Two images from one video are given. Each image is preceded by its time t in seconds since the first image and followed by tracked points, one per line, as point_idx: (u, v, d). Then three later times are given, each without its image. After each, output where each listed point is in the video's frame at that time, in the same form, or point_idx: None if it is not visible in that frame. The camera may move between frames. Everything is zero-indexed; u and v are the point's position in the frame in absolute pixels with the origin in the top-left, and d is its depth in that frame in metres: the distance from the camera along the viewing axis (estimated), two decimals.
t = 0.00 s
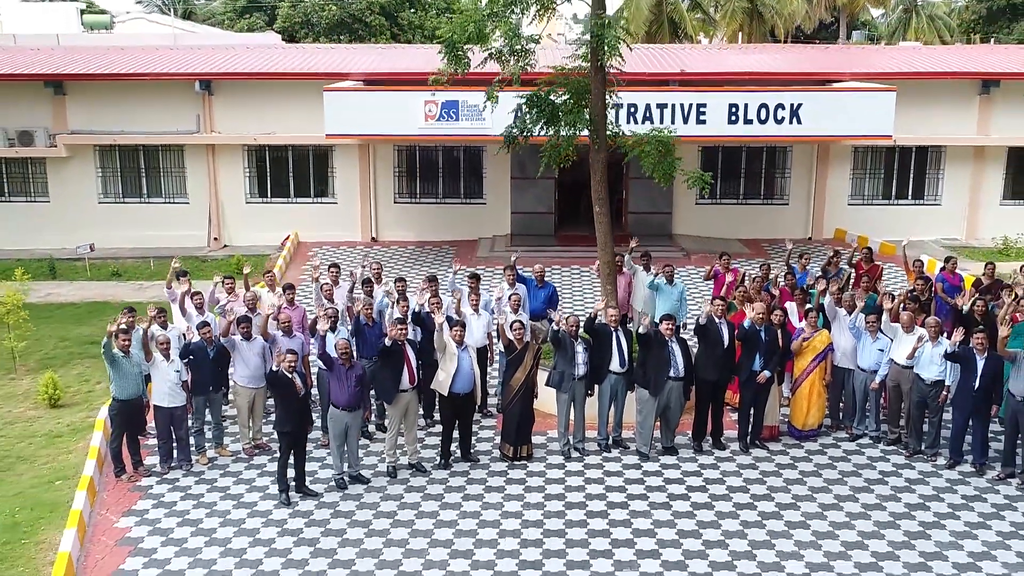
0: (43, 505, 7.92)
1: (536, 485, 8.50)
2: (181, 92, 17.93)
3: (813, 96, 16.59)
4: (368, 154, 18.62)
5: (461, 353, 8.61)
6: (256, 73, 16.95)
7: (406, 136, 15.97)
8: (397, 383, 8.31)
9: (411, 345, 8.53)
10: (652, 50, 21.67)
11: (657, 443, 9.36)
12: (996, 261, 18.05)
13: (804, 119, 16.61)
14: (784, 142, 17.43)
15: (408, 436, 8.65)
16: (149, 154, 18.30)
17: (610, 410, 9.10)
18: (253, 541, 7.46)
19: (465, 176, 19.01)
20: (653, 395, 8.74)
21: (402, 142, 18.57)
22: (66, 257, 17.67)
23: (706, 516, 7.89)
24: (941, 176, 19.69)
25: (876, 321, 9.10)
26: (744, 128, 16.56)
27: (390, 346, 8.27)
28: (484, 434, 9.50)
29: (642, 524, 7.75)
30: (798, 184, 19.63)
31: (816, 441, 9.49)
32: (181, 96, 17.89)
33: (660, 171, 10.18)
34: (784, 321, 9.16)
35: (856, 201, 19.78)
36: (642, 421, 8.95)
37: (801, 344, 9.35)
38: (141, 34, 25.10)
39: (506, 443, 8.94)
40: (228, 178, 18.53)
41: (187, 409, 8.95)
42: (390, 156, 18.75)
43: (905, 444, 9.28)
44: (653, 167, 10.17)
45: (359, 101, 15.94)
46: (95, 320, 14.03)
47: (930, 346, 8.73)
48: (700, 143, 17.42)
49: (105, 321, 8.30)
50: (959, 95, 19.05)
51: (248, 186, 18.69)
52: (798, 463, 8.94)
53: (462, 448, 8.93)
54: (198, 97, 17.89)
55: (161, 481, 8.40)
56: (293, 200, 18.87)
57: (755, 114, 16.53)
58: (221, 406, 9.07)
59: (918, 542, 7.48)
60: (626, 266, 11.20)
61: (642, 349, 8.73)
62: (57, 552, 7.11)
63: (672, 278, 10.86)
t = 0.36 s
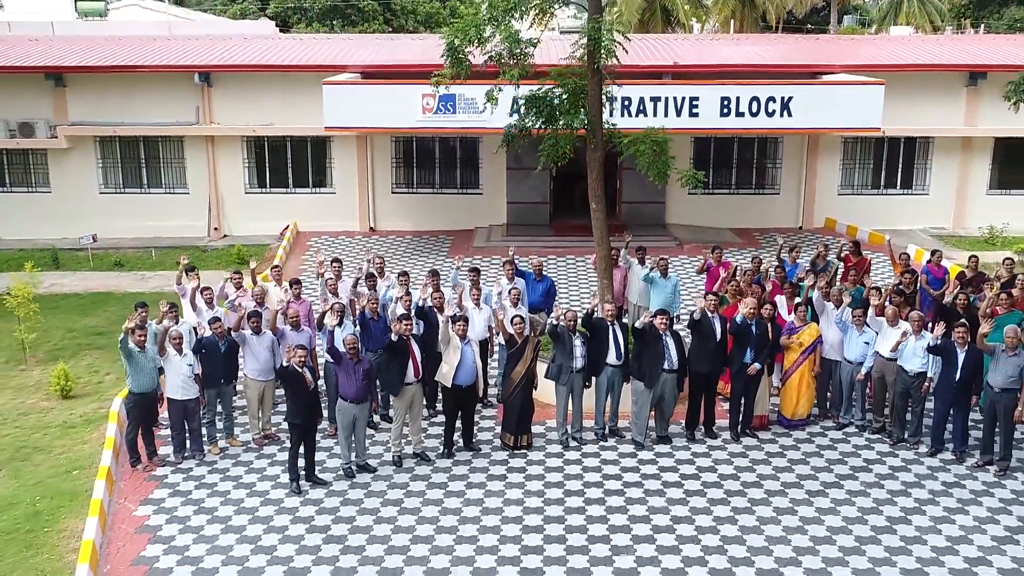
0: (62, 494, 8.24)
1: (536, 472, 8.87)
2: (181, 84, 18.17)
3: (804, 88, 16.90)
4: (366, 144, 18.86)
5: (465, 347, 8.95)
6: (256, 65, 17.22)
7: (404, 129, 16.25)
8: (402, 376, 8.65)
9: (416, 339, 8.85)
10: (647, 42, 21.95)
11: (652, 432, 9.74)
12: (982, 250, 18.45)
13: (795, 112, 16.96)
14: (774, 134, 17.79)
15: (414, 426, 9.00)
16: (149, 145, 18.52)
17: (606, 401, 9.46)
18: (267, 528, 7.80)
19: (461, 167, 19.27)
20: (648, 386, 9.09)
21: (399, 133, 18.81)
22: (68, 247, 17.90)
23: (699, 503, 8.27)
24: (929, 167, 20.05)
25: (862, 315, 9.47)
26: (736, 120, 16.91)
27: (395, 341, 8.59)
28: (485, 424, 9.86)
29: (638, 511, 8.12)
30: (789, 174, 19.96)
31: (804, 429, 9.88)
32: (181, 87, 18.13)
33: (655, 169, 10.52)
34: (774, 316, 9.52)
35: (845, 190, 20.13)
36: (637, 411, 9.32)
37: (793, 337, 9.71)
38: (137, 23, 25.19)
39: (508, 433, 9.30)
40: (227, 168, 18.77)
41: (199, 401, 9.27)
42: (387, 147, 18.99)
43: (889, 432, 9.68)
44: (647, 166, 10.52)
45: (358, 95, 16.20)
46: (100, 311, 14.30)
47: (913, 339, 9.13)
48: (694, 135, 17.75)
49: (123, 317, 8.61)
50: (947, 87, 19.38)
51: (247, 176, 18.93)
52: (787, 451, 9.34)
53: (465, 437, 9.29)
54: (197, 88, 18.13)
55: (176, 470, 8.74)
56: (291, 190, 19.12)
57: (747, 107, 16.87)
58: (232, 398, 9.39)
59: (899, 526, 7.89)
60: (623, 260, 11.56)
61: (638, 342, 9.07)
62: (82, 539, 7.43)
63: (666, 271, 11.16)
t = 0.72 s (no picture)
0: (69, 481, 8.60)
1: (523, 457, 9.32)
2: (166, 74, 18.36)
3: (779, 80, 17.35)
4: (350, 133, 19.10)
5: (455, 339, 9.35)
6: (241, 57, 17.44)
7: (389, 120, 16.56)
8: (395, 366, 9.05)
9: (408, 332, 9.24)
10: (627, 31, 22.32)
11: (633, 417, 10.21)
12: (950, 236, 19.03)
13: (770, 103, 17.41)
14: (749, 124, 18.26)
15: (405, 414, 9.42)
16: (135, 135, 18.71)
17: (589, 388, 9.91)
18: (269, 512, 8.20)
19: (444, 155, 19.57)
20: (629, 374, 9.55)
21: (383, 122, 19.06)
22: (56, 238, 18.10)
23: (678, 485, 8.77)
24: (900, 154, 20.59)
25: (831, 305, 9.96)
26: (713, 111, 17.35)
27: (388, 334, 8.98)
28: (473, 412, 10.29)
29: (620, 493, 8.61)
30: (764, 162, 20.45)
31: (777, 413, 10.39)
32: (165, 76, 18.36)
33: (635, 165, 10.95)
34: (748, 306, 9.99)
35: (819, 178, 20.65)
36: (619, 397, 9.78)
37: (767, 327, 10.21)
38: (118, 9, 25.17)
39: (495, 419, 9.74)
40: (213, 157, 18.97)
41: (199, 392, 9.62)
42: (371, 136, 19.23)
43: (856, 416, 10.22)
44: (627, 162, 10.96)
45: (343, 87, 16.47)
46: (91, 301, 14.55)
47: (879, 328, 9.63)
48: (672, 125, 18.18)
49: (124, 312, 8.92)
50: (917, 77, 19.91)
51: (232, 165, 19.13)
52: (760, 435, 9.85)
53: (454, 424, 9.71)
54: (183, 79, 18.33)
55: (177, 458, 9.10)
56: (276, 179, 19.34)
57: (723, 99, 17.30)
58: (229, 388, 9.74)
59: (864, 505, 8.45)
60: (604, 251, 11.99)
61: (619, 332, 9.52)
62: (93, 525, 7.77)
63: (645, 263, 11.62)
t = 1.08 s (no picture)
0: (80, 468, 8.99)
1: (514, 442, 9.81)
2: (155, 66, 18.59)
3: (757, 72, 17.81)
4: (338, 124, 19.38)
5: (448, 330, 9.78)
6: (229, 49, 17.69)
7: (376, 113, 16.89)
8: (392, 357, 9.48)
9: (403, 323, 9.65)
10: (609, 21, 22.69)
11: (618, 403, 10.71)
12: (923, 223, 19.61)
13: (748, 95, 17.87)
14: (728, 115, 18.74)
15: (401, 402, 9.86)
16: (124, 126, 18.93)
17: (576, 375, 10.40)
18: (274, 497, 8.64)
19: (430, 145, 19.89)
20: (614, 362, 10.04)
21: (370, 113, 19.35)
22: (47, 228, 18.35)
23: (660, 467, 9.30)
24: (875, 143, 21.14)
25: (805, 295, 10.46)
26: (693, 103, 17.81)
27: (384, 326, 9.40)
28: (465, 399, 10.75)
29: (606, 475, 9.12)
30: (744, 151, 20.95)
31: (754, 399, 10.93)
32: (156, 68, 18.61)
33: (618, 161, 11.40)
34: (727, 297, 10.48)
35: (797, 167, 21.17)
36: (604, 384, 10.27)
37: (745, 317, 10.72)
38: None
39: (487, 407, 10.21)
40: (202, 149, 19.22)
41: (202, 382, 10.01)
42: (358, 127, 19.52)
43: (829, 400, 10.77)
44: (611, 158, 11.39)
45: (332, 80, 16.76)
46: (86, 291, 14.85)
47: (850, 318, 10.14)
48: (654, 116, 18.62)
49: (129, 306, 9.26)
50: (891, 68, 20.43)
51: (221, 156, 19.38)
52: (738, 419, 10.38)
53: (448, 411, 10.17)
54: (171, 71, 18.56)
55: (183, 445, 9.51)
56: (265, 169, 19.61)
57: (703, 91, 17.76)
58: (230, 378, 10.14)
59: (835, 485, 9.02)
60: (589, 243, 12.44)
61: (604, 323, 9.98)
62: (107, 511, 8.17)
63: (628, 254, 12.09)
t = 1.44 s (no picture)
0: (95, 463, 9.40)
1: (510, 436, 10.30)
2: (150, 68, 18.92)
3: (740, 75, 18.32)
4: (331, 125, 19.74)
5: (446, 329, 10.22)
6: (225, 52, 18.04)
7: (370, 114, 17.28)
8: (393, 356, 9.93)
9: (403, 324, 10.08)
10: (595, 23, 23.14)
11: (608, 398, 11.22)
12: (901, 221, 20.17)
13: (732, 97, 18.38)
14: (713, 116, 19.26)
15: (401, 398, 10.32)
16: (121, 128, 19.26)
17: (568, 372, 10.89)
18: (283, 489, 9.08)
19: (421, 145, 20.27)
20: (605, 359, 10.53)
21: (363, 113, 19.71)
22: (46, 228, 18.67)
23: (649, 459, 9.81)
24: (856, 142, 21.71)
25: (785, 294, 10.96)
26: (679, 105, 18.30)
27: (385, 327, 9.84)
28: (462, 395, 11.22)
29: (598, 467, 9.62)
30: (727, 150, 21.48)
31: (739, 393, 11.45)
32: (153, 71, 18.93)
33: (608, 166, 11.86)
34: (711, 295, 10.98)
35: (779, 166, 21.72)
36: (595, 380, 10.77)
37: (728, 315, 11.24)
38: None
39: (483, 402, 10.69)
40: (197, 150, 19.55)
41: (210, 379, 10.42)
42: (351, 128, 19.87)
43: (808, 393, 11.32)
44: (601, 162, 11.86)
45: (326, 83, 17.14)
46: (88, 291, 15.20)
47: (828, 316, 10.66)
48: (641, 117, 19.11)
49: (140, 307, 9.62)
50: (871, 69, 21.00)
51: (216, 156, 19.72)
52: (723, 413, 10.91)
53: (446, 406, 10.64)
54: (167, 73, 18.90)
55: (193, 441, 9.92)
56: (260, 169, 19.96)
57: (688, 93, 18.25)
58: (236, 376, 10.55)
59: (814, 474, 9.57)
60: (579, 244, 12.91)
61: (595, 321, 10.46)
62: (125, 503, 8.59)
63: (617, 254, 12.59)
